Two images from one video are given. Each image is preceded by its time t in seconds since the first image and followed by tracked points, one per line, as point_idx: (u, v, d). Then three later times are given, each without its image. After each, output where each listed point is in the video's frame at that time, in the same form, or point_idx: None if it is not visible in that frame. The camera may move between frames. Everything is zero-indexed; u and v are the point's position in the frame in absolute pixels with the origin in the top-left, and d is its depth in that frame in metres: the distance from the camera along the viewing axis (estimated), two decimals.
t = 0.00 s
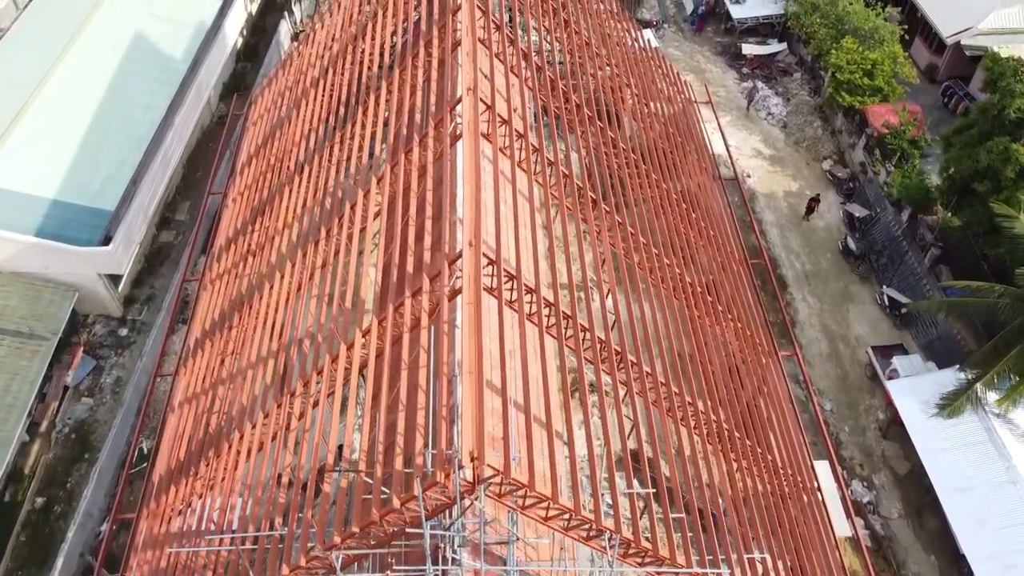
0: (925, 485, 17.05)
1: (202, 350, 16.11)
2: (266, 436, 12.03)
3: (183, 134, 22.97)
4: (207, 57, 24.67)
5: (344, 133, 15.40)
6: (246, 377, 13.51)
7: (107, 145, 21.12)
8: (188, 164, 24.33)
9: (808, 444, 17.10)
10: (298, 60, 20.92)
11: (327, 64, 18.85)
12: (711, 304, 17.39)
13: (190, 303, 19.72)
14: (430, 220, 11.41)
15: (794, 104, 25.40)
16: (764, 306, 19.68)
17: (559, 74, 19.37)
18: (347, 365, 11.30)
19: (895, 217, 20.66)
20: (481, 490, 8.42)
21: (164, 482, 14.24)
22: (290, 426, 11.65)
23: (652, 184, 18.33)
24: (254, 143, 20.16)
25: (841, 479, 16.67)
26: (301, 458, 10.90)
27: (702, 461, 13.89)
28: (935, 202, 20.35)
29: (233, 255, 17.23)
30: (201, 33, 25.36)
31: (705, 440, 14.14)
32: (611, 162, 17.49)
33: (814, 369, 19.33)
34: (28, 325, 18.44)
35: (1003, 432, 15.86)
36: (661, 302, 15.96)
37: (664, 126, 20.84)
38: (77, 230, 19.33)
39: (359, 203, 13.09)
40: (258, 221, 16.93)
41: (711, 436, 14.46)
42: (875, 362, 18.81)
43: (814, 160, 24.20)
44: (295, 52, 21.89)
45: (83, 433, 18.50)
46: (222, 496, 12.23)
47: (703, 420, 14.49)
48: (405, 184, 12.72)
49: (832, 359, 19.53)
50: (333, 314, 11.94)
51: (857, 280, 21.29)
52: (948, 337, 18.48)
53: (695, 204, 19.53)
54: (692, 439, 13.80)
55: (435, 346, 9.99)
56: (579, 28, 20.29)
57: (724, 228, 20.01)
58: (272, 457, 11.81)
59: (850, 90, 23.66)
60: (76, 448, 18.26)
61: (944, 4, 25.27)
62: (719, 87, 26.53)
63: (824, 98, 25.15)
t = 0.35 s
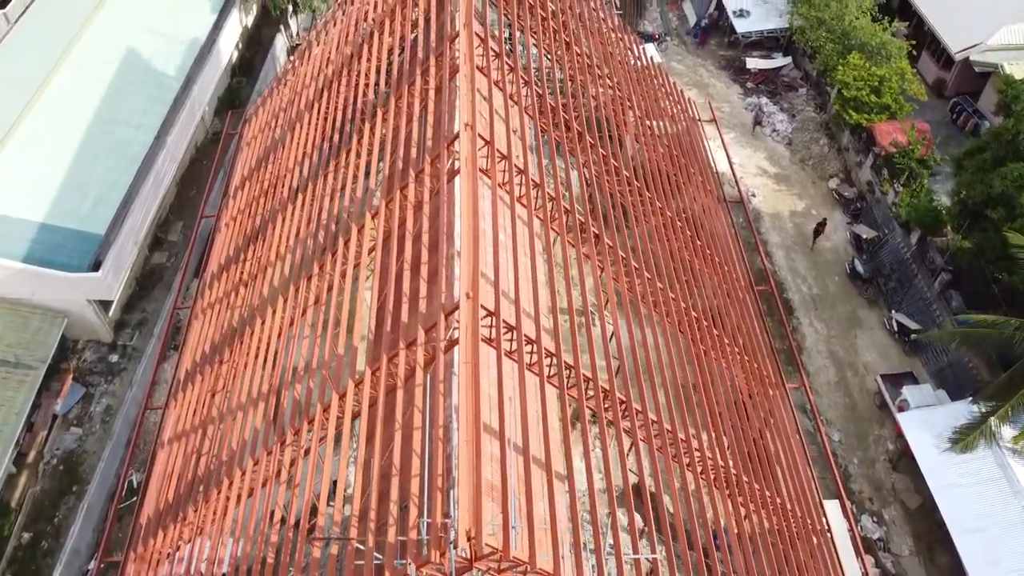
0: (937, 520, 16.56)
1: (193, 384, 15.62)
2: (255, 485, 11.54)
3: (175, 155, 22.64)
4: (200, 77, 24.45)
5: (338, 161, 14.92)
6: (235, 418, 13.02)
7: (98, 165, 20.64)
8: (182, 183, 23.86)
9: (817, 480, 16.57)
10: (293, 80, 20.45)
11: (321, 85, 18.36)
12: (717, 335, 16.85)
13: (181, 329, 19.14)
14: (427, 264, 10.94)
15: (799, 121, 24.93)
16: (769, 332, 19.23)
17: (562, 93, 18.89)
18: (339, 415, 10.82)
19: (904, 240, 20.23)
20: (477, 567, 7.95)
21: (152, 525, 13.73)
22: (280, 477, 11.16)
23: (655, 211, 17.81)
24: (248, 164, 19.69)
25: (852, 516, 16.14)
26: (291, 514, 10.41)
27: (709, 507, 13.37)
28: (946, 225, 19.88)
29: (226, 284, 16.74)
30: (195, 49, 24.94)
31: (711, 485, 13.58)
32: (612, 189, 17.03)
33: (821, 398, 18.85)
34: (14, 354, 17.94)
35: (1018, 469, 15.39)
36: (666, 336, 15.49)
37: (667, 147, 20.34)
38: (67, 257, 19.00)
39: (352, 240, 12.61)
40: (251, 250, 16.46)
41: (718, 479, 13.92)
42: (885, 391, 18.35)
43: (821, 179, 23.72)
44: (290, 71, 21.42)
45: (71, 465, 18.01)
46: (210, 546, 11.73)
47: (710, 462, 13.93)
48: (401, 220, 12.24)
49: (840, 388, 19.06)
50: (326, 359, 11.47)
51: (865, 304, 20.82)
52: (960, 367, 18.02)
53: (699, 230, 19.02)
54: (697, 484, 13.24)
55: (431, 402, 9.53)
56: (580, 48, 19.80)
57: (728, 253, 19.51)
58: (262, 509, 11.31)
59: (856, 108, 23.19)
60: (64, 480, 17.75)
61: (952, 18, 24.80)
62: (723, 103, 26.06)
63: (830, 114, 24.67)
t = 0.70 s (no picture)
0: (949, 559, 15.97)
1: (180, 420, 15.12)
2: (241, 539, 11.04)
3: (166, 176, 22.16)
4: (193, 93, 23.82)
5: (331, 192, 14.44)
6: (221, 464, 12.50)
7: (86, 188, 20.20)
8: (173, 203, 23.39)
9: (824, 520, 16.07)
10: (285, 101, 19.97)
11: (313, 108, 17.86)
12: (720, 369, 16.35)
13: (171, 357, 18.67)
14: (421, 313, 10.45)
15: (803, 139, 24.44)
16: (773, 360, 18.81)
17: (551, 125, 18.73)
18: (328, 470, 10.33)
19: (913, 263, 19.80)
20: None
21: (137, 572, 13.23)
22: (267, 533, 10.64)
23: (656, 240, 17.33)
24: (240, 187, 19.19)
25: (862, 558, 15.56)
26: None
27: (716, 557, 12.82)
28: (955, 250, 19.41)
29: (216, 315, 16.28)
30: (186, 65, 24.47)
31: (718, 533, 12.96)
32: (610, 220, 16.72)
33: (828, 429, 18.34)
34: None
35: None
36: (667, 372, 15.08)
37: (668, 170, 19.89)
38: (52, 284, 18.28)
39: (344, 279, 12.13)
40: (242, 280, 16.00)
41: (726, 526, 13.29)
42: (893, 423, 17.83)
43: (826, 198, 23.22)
44: (283, 91, 20.94)
45: (58, 499, 17.51)
46: None
47: (716, 508, 13.34)
48: (393, 260, 11.74)
49: (847, 418, 18.54)
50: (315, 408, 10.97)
51: (872, 329, 20.29)
52: (971, 399, 17.54)
53: (702, 257, 18.56)
54: (703, 533, 12.62)
55: (424, 467, 9.05)
56: (580, 69, 19.37)
57: (730, 280, 19.05)
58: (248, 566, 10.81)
59: (863, 126, 22.66)
60: (50, 515, 17.25)
61: (960, 33, 24.25)
62: (726, 120, 25.57)
63: (835, 132, 24.16)
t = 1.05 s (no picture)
0: None
1: (167, 459, 14.61)
2: None
3: (157, 197, 21.57)
4: (185, 109, 23.18)
5: (322, 225, 13.95)
6: (206, 514, 11.97)
7: (74, 211, 19.60)
8: (165, 223, 22.91)
9: (832, 560, 15.54)
10: (278, 122, 19.45)
11: (306, 132, 17.35)
12: (724, 404, 15.83)
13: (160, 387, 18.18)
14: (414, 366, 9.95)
15: (808, 157, 23.92)
16: (779, 391, 18.33)
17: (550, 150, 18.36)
18: (317, 531, 9.83)
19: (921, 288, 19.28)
20: None
21: None
22: None
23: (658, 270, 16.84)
24: (231, 211, 18.69)
25: None
26: None
27: None
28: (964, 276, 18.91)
29: (206, 348, 15.79)
30: (179, 81, 23.79)
31: None
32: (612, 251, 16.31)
33: (836, 461, 17.83)
34: None
35: None
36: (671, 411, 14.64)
37: (670, 194, 19.41)
38: (37, 312, 17.72)
39: (334, 322, 11.64)
40: (232, 312, 15.51)
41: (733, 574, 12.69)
42: (902, 455, 17.31)
43: (832, 219, 22.70)
44: (275, 110, 20.44)
45: (43, 535, 16.94)
46: None
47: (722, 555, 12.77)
48: (386, 304, 11.25)
49: (855, 449, 18.04)
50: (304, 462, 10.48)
51: (880, 355, 19.78)
52: (983, 432, 17.04)
53: (704, 285, 18.06)
54: None
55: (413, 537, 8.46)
56: (580, 92, 18.93)
57: (734, 308, 18.56)
58: None
59: (869, 145, 22.16)
60: (34, 552, 16.68)
61: (969, 48, 23.71)
62: (729, 136, 25.05)
63: (841, 150, 23.64)
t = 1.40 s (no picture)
0: None
1: (153, 500, 14.10)
2: None
3: (147, 219, 21.07)
4: (176, 128, 22.66)
5: (313, 260, 13.46)
6: (189, 568, 11.44)
7: (62, 234, 19.11)
8: (157, 245, 22.42)
9: None
10: (271, 144, 18.97)
11: (297, 158, 16.86)
12: (727, 437, 15.37)
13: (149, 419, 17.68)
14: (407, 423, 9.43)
15: (814, 175, 23.41)
16: (785, 422, 17.86)
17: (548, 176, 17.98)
18: None
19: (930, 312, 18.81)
20: None
21: None
22: None
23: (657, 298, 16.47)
24: (222, 236, 18.22)
25: None
26: None
27: None
28: (976, 302, 18.36)
29: (195, 383, 15.31)
30: (171, 99, 23.31)
31: None
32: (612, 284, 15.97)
33: (844, 495, 17.32)
34: None
35: None
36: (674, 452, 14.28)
37: (672, 217, 19.00)
38: (23, 340, 17.15)
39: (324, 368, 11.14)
40: (221, 346, 15.03)
41: None
42: (913, 490, 16.82)
43: (837, 239, 22.20)
44: (267, 131, 19.98)
45: (26, 572, 16.38)
46: None
47: None
48: (378, 352, 10.75)
49: (863, 483, 17.53)
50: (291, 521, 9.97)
51: (888, 383, 19.26)
52: (997, 466, 16.51)
53: (706, 312, 17.63)
54: None
55: None
56: (580, 114, 18.53)
57: (738, 335, 18.11)
58: None
59: (876, 165, 21.65)
60: None
61: (978, 63, 23.15)
62: (732, 154, 24.55)
63: (847, 168, 23.12)
